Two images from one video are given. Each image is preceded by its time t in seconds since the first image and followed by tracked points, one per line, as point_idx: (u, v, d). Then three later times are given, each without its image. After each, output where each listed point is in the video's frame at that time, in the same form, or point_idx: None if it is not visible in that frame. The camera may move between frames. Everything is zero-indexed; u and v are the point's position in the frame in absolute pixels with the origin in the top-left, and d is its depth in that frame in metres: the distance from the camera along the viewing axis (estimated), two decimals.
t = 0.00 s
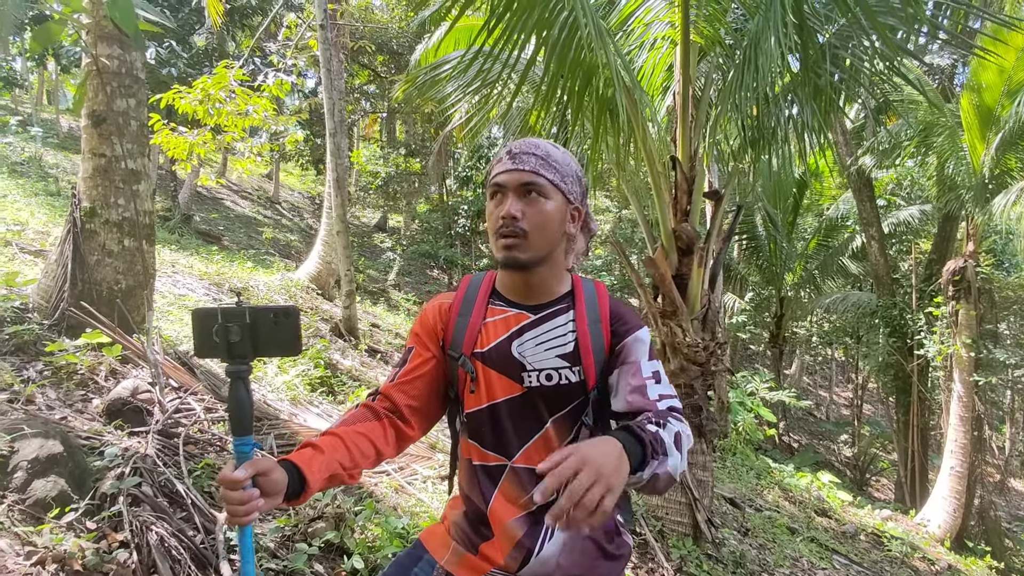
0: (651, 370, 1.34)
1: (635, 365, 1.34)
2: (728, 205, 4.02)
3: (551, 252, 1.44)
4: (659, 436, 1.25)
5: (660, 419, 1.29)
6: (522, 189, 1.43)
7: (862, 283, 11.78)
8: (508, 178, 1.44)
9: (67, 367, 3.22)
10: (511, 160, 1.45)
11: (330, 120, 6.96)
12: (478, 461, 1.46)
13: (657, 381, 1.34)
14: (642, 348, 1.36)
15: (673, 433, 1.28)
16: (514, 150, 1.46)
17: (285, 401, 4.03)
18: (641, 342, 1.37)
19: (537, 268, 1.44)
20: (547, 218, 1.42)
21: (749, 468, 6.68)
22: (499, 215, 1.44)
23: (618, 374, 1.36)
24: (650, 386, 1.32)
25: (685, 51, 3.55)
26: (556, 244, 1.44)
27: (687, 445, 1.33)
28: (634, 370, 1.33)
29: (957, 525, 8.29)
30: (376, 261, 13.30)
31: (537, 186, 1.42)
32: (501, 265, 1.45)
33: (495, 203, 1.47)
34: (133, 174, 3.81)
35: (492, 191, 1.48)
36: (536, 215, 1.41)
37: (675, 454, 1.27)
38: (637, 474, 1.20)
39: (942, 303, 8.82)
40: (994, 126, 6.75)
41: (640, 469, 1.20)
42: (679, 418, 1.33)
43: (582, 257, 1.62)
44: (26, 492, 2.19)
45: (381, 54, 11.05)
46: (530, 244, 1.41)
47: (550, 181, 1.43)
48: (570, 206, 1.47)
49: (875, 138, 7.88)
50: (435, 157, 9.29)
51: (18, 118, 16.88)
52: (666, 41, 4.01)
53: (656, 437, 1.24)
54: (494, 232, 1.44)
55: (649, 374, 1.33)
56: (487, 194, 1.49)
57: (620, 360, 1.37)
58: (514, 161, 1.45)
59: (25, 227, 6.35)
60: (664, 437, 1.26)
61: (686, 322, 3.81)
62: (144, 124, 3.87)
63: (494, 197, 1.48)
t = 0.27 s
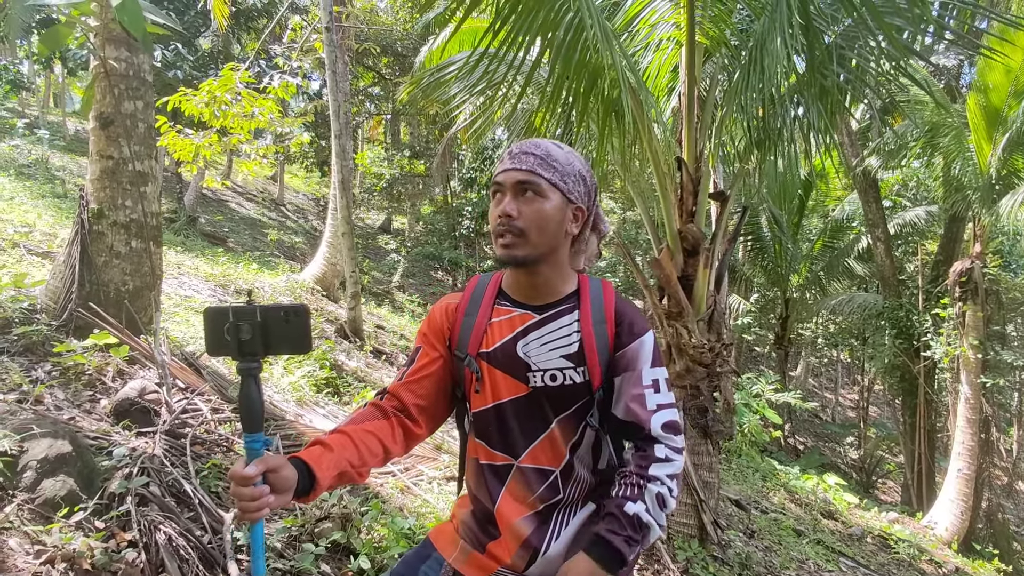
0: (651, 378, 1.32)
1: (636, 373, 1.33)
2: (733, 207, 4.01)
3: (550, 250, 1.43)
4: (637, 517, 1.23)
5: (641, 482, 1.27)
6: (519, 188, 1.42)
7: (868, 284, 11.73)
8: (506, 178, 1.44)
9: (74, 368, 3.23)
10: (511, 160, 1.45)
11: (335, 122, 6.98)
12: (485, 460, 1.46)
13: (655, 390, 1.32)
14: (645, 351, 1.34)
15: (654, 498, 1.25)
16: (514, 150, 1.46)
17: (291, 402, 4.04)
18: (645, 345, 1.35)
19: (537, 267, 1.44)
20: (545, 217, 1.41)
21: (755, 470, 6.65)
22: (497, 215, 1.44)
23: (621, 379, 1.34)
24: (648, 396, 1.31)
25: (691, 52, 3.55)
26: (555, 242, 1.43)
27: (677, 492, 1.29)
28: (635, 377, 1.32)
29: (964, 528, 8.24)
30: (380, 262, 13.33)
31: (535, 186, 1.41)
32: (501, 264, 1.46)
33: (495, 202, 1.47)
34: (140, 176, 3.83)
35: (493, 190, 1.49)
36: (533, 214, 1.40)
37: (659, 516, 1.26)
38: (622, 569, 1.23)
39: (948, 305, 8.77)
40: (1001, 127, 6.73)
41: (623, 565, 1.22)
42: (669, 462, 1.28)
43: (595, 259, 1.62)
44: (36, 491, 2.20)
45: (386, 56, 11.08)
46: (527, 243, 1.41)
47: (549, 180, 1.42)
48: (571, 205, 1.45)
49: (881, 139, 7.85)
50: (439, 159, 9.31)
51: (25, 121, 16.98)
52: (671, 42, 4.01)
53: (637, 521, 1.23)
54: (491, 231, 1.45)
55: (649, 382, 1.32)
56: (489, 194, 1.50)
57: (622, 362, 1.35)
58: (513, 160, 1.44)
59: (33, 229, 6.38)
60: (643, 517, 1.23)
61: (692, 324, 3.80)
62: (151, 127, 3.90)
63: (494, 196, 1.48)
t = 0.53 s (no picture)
0: (644, 379, 1.34)
1: (631, 374, 1.35)
2: (735, 206, 4.02)
3: (548, 247, 1.44)
4: (630, 538, 1.28)
5: (628, 501, 1.30)
6: (519, 186, 1.44)
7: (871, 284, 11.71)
8: (506, 176, 1.45)
9: (79, 367, 3.26)
10: (512, 158, 1.47)
11: (338, 123, 7.01)
12: (487, 457, 1.47)
13: (648, 391, 1.34)
14: (641, 352, 1.36)
15: (642, 515, 1.30)
16: (517, 148, 1.48)
17: (294, 401, 4.06)
18: (643, 346, 1.36)
19: (535, 264, 1.45)
20: (543, 215, 1.42)
21: (757, 469, 6.66)
22: (497, 212, 1.46)
23: (616, 378, 1.36)
24: (640, 396, 1.34)
25: (692, 52, 3.56)
26: (553, 240, 1.44)
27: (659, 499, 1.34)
28: (630, 377, 1.34)
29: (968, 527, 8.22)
30: (383, 263, 13.35)
31: (535, 183, 1.43)
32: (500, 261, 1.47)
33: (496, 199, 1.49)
34: (145, 177, 3.86)
35: (494, 187, 1.50)
36: (532, 211, 1.42)
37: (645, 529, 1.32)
38: None
39: (951, 304, 8.75)
40: (1004, 125, 6.72)
41: None
42: (650, 473, 1.32)
43: (598, 258, 1.62)
44: (42, 488, 2.22)
45: (388, 57, 11.12)
46: (524, 239, 1.42)
47: (549, 178, 1.43)
48: (571, 203, 1.46)
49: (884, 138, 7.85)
50: (440, 160, 9.34)
51: (30, 123, 17.07)
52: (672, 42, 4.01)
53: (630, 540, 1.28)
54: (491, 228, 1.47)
55: (642, 383, 1.34)
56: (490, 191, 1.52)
57: (620, 361, 1.36)
58: (515, 158, 1.46)
59: (37, 231, 6.42)
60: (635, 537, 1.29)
61: (693, 323, 3.81)
62: (155, 128, 3.93)
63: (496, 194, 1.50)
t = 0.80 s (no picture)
0: (638, 379, 1.35)
1: (625, 373, 1.35)
2: (734, 205, 4.02)
3: (544, 245, 1.44)
4: (637, 547, 1.30)
5: (630, 509, 1.32)
6: (516, 184, 1.44)
7: (872, 284, 11.69)
8: (503, 173, 1.45)
9: (79, 367, 3.26)
10: (509, 155, 1.47)
11: (338, 123, 7.01)
12: (483, 453, 1.47)
13: (642, 392, 1.35)
14: (635, 351, 1.36)
15: (645, 519, 1.32)
16: (514, 145, 1.48)
17: (294, 401, 4.06)
18: (636, 346, 1.37)
19: (531, 261, 1.45)
20: (541, 213, 1.42)
21: (758, 469, 6.65)
22: (494, 209, 1.46)
23: (610, 377, 1.36)
24: (635, 396, 1.34)
25: (691, 51, 3.56)
26: (549, 237, 1.44)
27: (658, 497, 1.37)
28: (623, 377, 1.35)
29: (969, 526, 8.21)
30: (383, 263, 13.35)
31: (532, 181, 1.43)
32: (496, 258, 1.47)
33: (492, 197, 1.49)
34: (144, 177, 3.86)
35: (492, 185, 1.50)
36: (529, 209, 1.42)
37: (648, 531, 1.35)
38: None
39: (952, 303, 8.74)
40: (1005, 124, 6.71)
41: None
42: (649, 475, 1.34)
43: (592, 257, 1.63)
44: (40, 487, 2.23)
45: (389, 57, 11.14)
46: (520, 237, 1.42)
47: (546, 176, 1.43)
48: (568, 201, 1.46)
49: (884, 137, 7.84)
50: (440, 160, 9.34)
51: (31, 124, 17.10)
52: (671, 41, 4.01)
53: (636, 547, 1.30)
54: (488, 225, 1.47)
55: (637, 383, 1.35)
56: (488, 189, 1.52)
57: (614, 361, 1.36)
58: (512, 155, 1.46)
59: (38, 231, 6.43)
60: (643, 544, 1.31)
61: (693, 322, 3.80)
62: (154, 128, 3.93)
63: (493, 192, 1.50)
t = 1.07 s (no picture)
0: (637, 378, 1.35)
1: (623, 372, 1.35)
2: (734, 205, 4.02)
3: (543, 245, 1.44)
4: (637, 542, 1.30)
5: (631, 505, 1.32)
6: (516, 184, 1.44)
7: (872, 284, 11.69)
8: (504, 174, 1.46)
9: (79, 367, 3.27)
10: (509, 156, 1.47)
11: (338, 124, 7.03)
12: (484, 450, 1.48)
13: (642, 390, 1.35)
14: (633, 350, 1.37)
15: (645, 516, 1.33)
16: (513, 147, 1.48)
17: (294, 401, 4.07)
18: (634, 344, 1.37)
19: (529, 261, 1.45)
20: (540, 213, 1.43)
21: (758, 469, 6.64)
22: (493, 209, 1.47)
23: (607, 376, 1.37)
24: (634, 395, 1.34)
25: (690, 51, 3.56)
26: (548, 237, 1.44)
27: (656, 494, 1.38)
28: (621, 376, 1.35)
29: (970, 526, 8.21)
30: (384, 264, 13.37)
31: (532, 182, 1.43)
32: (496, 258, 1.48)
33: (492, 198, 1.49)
34: (145, 178, 3.87)
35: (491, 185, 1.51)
36: (529, 208, 1.42)
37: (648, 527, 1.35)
38: None
39: (953, 303, 8.74)
40: (1005, 123, 6.71)
41: None
42: (648, 472, 1.34)
43: (591, 257, 1.64)
44: (41, 487, 2.24)
45: (389, 58, 11.15)
46: (520, 237, 1.43)
47: (546, 176, 1.44)
48: (567, 202, 1.46)
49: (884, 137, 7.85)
50: (441, 161, 9.35)
51: (31, 125, 17.11)
52: (670, 42, 4.02)
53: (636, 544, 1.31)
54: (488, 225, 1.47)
55: (635, 381, 1.35)
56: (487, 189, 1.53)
57: (612, 359, 1.37)
58: (512, 156, 1.46)
59: (39, 232, 6.44)
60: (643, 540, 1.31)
61: (693, 322, 3.80)
62: (155, 129, 3.94)
63: (492, 192, 1.50)
